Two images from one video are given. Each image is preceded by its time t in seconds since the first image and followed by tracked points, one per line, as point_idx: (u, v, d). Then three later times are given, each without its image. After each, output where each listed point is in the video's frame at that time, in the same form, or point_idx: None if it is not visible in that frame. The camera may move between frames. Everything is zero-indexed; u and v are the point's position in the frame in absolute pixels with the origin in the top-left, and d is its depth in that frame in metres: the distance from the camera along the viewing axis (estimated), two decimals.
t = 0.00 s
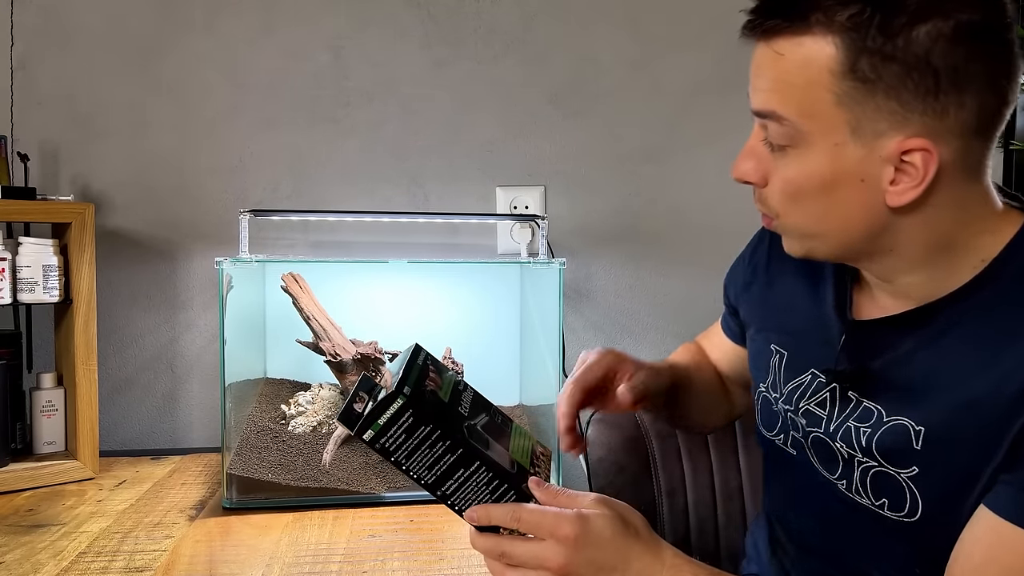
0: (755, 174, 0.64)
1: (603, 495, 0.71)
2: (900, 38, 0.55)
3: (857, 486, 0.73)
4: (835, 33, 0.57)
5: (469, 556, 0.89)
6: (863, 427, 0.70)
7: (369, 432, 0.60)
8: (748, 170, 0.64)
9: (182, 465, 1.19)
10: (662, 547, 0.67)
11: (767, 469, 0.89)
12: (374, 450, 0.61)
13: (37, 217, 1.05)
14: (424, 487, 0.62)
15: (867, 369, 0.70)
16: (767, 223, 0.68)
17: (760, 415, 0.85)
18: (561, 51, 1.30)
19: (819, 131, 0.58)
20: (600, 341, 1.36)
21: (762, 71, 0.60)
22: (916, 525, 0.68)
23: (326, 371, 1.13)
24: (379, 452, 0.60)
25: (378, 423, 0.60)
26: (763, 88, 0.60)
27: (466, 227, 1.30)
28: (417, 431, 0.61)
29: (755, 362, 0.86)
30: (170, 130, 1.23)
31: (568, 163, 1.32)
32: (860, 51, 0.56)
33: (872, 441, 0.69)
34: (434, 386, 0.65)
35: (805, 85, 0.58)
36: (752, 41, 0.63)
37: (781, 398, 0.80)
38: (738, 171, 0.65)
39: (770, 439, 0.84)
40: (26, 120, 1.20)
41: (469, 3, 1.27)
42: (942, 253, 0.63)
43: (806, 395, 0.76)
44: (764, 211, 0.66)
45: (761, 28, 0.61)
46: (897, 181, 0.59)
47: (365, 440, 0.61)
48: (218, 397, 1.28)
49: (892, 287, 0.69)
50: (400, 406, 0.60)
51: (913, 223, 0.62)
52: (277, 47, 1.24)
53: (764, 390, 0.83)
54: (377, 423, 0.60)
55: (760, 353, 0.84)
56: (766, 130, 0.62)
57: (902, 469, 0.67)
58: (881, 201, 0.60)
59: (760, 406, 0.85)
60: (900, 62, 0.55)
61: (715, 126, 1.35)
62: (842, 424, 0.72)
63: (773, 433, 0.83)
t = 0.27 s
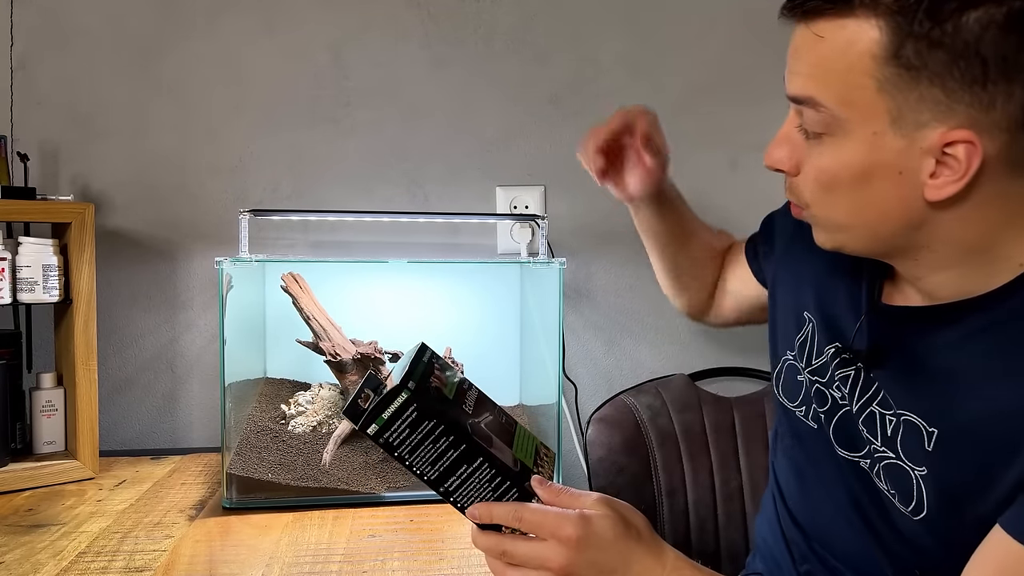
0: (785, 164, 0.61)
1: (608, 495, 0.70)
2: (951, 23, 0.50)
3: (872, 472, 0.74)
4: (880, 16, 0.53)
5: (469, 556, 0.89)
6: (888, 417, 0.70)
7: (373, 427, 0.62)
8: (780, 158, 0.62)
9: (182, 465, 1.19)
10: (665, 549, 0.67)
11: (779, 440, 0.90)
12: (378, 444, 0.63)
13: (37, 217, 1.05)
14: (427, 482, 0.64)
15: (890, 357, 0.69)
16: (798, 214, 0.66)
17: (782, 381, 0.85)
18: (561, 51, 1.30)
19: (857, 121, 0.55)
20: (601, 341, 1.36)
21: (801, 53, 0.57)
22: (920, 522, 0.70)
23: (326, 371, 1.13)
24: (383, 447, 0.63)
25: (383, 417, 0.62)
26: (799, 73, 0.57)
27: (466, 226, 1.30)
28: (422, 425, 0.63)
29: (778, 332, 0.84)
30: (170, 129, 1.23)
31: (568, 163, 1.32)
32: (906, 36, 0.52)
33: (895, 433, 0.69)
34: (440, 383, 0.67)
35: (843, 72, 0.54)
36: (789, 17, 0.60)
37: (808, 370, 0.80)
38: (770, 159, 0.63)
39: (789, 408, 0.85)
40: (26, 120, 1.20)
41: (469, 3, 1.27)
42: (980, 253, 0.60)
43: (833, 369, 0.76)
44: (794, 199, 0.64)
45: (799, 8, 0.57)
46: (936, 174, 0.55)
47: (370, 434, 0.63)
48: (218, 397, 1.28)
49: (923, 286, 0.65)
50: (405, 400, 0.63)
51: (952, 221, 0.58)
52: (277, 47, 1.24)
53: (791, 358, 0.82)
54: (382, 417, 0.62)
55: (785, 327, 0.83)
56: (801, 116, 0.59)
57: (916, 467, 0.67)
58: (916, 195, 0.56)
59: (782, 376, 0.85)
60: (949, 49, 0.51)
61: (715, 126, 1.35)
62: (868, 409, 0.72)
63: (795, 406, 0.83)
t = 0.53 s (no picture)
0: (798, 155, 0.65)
1: (609, 496, 0.71)
2: (973, 18, 0.53)
3: (873, 465, 0.77)
4: (900, 11, 0.56)
5: (469, 556, 0.89)
6: (889, 410, 0.73)
7: (368, 437, 0.61)
8: (790, 150, 0.66)
9: (182, 465, 1.19)
10: (665, 549, 0.68)
11: (779, 432, 0.93)
12: (374, 455, 0.61)
13: (37, 217, 1.05)
14: (425, 490, 0.63)
15: (889, 354, 0.73)
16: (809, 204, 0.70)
17: (782, 372, 0.88)
18: (561, 51, 1.30)
19: (875, 113, 0.59)
20: (600, 341, 1.36)
21: (815, 44, 0.61)
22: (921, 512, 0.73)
23: (326, 371, 1.12)
24: (380, 457, 0.61)
25: (377, 429, 0.60)
26: (815, 65, 0.61)
27: (466, 226, 1.30)
28: (418, 435, 0.61)
29: (782, 317, 0.88)
30: (170, 129, 1.23)
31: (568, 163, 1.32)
32: (926, 30, 0.55)
33: (897, 425, 0.72)
34: (434, 387, 0.66)
35: (863, 63, 0.58)
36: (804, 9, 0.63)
37: (809, 360, 0.83)
38: (781, 149, 0.67)
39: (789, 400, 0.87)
40: (26, 120, 1.20)
41: (469, 3, 1.27)
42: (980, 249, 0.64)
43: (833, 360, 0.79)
44: (807, 190, 0.67)
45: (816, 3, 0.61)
46: (952, 168, 0.59)
47: (365, 445, 0.61)
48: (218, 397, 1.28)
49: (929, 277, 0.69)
50: (400, 411, 0.60)
51: (959, 216, 0.62)
52: (277, 47, 1.24)
53: (791, 347, 0.86)
54: (377, 429, 0.60)
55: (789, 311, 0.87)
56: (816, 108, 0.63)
57: (919, 460, 0.71)
58: (931, 186, 0.61)
59: (783, 366, 0.88)
60: (970, 43, 0.54)
61: (715, 126, 1.35)
62: (868, 402, 0.76)
63: (795, 399, 0.86)
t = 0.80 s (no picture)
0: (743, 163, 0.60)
1: (609, 496, 0.70)
2: (905, 28, 0.52)
3: (840, 454, 0.72)
4: (837, 22, 0.53)
5: (469, 555, 0.89)
6: (848, 403, 0.68)
7: (364, 444, 0.61)
8: (737, 160, 0.61)
9: (182, 465, 1.19)
10: (665, 546, 0.68)
11: (747, 423, 0.88)
12: (370, 461, 0.61)
13: (37, 217, 1.05)
14: (421, 496, 0.63)
15: (848, 350, 0.67)
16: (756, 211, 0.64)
17: (745, 368, 0.82)
18: (561, 51, 1.30)
19: (819, 122, 0.55)
20: (601, 341, 1.37)
21: (759, 57, 0.57)
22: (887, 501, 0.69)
23: (326, 371, 1.13)
24: (375, 464, 0.61)
25: (373, 435, 0.60)
26: (757, 77, 0.57)
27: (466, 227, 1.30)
28: (413, 441, 0.61)
29: (739, 319, 0.82)
30: (170, 129, 1.23)
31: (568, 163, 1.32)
32: (863, 41, 0.53)
33: (856, 418, 0.68)
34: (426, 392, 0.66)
35: (804, 74, 0.54)
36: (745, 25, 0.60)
37: (771, 356, 0.77)
38: (728, 160, 0.62)
39: (751, 391, 0.82)
40: (26, 121, 1.20)
41: (469, 3, 1.27)
42: (928, 242, 0.58)
43: (789, 361, 0.74)
44: (759, 199, 0.62)
45: (760, 13, 0.57)
46: (892, 170, 0.55)
47: (361, 452, 0.61)
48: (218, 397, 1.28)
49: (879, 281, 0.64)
50: (394, 417, 0.60)
51: (903, 215, 0.57)
52: (277, 47, 1.24)
53: (754, 343, 0.79)
54: (372, 435, 0.60)
55: (746, 315, 0.80)
56: (759, 118, 0.58)
57: (881, 448, 0.66)
58: (873, 190, 0.56)
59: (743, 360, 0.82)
60: (903, 53, 0.52)
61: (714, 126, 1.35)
62: (827, 395, 0.70)
63: (761, 393, 0.81)
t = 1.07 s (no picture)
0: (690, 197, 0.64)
1: (609, 496, 0.70)
2: (819, 58, 0.54)
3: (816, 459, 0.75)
4: (754, 58, 0.56)
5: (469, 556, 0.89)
6: (819, 409, 0.71)
7: (360, 452, 0.61)
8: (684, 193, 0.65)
9: (182, 465, 1.19)
10: (665, 545, 0.68)
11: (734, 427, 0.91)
12: (366, 468, 0.61)
13: (37, 217, 1.05)
14: (420, 500, 0.63)
15: (817, 357, 0.70)
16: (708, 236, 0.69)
17: (727, 374, 0.85)
18: (561, 51, 1.30)
19: (751, 156, 0.58)
20: (601, 341, 1.36)
21: (686, 99, 0.60)
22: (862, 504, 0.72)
23: (326, 371, 1.12)
24: (373, 470, 0.61)
25: (369, 441, 0.60)
26: (686, 118, 0.60)
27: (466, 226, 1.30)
28: (410, 446, 0.61)
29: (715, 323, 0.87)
30: (169, 129, 1.23)
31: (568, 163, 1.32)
32: (780, 75, 0.55)
33: (828, 424, 0.71)
34: (421, 397, 0.66)
35: (728, 113, 0.58)
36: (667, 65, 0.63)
37: (751, 361, 0.80)
38: (676, 194, 0.66)
39: (734, 397, 0.86)
40: (26, 120, 1.20)
41: (468, 3, 1.27)
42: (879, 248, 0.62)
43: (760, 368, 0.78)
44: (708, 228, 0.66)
45: (679, 56, 0.60)
46: (832, 191, 0.59)
47: (358, 459, 0.61)
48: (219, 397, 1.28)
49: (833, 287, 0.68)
50: (390, 423, 0.60)
51: (850, 230, 0.61)
52: (276, 47, 1.24)
53: (730, 350, 0.84)
54: (368, 442, 0.60)
55: (720, 320, 0.85)
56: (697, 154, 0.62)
57: (850, 453, 0.69)
58: (816, 210, 0.60)
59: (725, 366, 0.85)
60: (822, 82, 0.55)
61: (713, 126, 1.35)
62: (799, 401, 0.74)
63: (742, 399, 0.84)
